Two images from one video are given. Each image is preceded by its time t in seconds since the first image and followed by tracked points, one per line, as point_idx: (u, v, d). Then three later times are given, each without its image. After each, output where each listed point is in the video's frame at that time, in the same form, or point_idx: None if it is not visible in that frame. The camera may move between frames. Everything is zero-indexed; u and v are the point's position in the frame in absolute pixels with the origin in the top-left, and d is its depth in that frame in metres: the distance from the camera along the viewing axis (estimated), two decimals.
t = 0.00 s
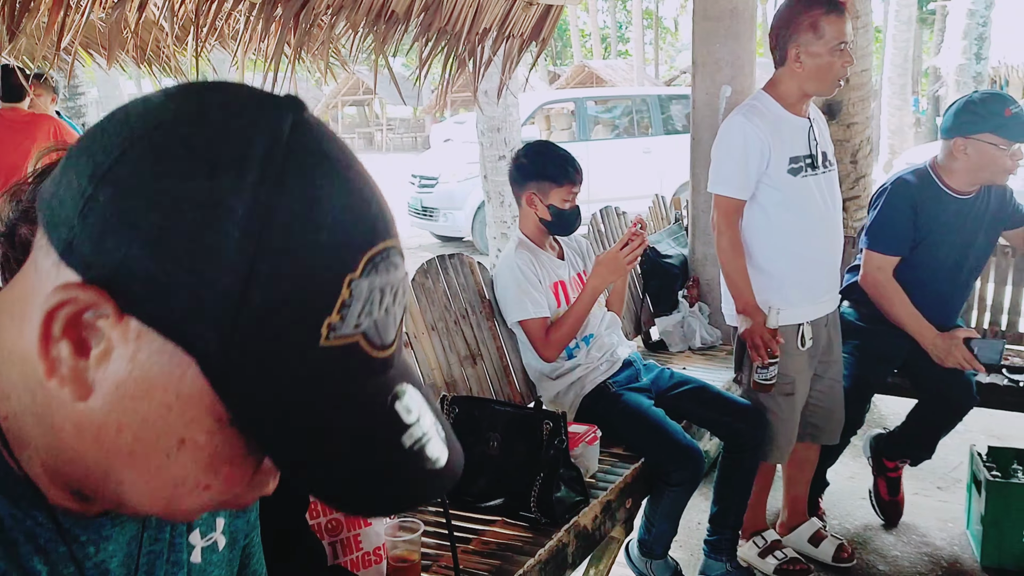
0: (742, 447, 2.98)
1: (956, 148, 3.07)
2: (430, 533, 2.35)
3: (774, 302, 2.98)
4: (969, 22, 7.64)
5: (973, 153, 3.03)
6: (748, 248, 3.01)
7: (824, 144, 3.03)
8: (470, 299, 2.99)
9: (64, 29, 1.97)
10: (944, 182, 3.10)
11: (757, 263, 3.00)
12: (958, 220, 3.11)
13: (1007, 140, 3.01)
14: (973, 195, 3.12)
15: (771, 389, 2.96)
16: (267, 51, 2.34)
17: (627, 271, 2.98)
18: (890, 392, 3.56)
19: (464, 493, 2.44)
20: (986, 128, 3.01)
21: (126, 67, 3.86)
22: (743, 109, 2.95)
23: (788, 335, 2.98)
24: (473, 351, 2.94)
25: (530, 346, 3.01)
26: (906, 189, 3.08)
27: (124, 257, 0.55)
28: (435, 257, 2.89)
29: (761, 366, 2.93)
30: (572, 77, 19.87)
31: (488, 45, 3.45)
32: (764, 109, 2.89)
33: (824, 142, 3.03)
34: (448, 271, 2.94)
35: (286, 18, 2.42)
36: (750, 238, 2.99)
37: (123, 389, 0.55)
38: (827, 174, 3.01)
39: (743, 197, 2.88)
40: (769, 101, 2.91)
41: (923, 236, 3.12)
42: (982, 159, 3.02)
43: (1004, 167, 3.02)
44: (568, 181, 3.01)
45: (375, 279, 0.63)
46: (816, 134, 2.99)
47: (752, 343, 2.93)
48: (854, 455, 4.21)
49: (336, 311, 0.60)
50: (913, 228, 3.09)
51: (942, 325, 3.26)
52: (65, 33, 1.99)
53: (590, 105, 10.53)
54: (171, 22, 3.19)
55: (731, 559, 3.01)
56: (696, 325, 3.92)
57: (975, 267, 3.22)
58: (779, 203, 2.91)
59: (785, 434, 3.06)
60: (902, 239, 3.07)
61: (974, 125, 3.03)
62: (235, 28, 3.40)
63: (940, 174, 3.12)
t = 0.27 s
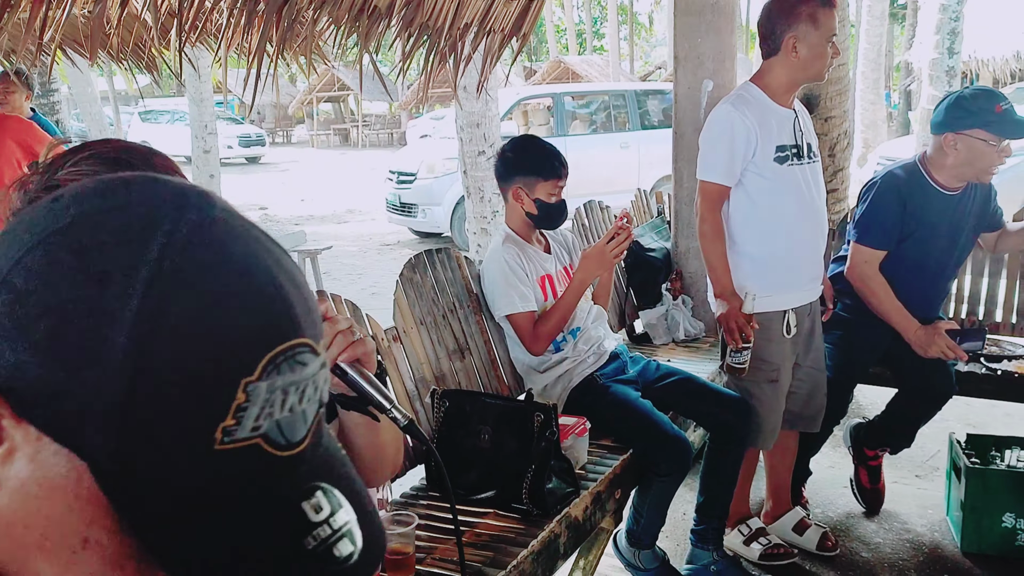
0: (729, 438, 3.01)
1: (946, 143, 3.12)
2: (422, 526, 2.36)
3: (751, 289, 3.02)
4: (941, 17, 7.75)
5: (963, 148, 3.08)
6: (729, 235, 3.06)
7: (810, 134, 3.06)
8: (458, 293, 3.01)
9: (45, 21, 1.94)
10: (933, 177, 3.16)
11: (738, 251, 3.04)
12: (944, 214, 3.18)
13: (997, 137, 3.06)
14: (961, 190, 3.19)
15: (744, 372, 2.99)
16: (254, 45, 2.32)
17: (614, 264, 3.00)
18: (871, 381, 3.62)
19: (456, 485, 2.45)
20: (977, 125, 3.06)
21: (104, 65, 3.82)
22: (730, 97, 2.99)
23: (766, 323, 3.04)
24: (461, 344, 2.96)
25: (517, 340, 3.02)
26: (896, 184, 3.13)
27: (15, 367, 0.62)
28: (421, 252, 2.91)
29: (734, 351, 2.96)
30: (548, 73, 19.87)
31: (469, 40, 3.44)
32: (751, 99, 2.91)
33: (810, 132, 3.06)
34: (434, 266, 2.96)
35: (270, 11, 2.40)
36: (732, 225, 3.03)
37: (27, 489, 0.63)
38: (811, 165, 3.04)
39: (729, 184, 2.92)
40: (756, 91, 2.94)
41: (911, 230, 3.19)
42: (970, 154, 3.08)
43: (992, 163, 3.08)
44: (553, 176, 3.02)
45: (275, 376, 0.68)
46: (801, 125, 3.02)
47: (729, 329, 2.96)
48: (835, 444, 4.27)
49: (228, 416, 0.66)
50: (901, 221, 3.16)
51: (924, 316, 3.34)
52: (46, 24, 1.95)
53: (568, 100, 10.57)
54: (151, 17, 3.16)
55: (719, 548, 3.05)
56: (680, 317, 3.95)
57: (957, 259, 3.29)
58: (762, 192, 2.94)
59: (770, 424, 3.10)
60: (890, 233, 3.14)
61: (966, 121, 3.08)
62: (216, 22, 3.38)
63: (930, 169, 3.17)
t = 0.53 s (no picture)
0: (719, 432, 3.03)
1: (929, 135, 3.17)
2: (417, 524, 2.36)
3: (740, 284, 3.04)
4: (922, 14, 7.80)
5: (946, 141, 3.13)
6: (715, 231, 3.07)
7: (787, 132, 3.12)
8: (448, 291, 3.01)
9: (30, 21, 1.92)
10: (916, 170, 3.21)
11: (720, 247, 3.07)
12: (929, 208, 3.21)
13: (979, 128, 3.10)
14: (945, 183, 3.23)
15: (729, 366, 3.01)
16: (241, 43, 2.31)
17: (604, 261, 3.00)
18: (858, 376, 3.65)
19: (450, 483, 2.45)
20: (958, 117, 3.11)
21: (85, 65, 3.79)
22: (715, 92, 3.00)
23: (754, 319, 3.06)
24: (452, 343, 2.97)
25: (508, 338, 3.02)
26: (880, 177, 3.18)
27: None
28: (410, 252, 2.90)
29: (722, 347, 2.97)
30: (530, 71, 19.83)
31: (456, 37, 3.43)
32: (735, 94, 2.95)
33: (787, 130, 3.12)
34: (424, 264, 2.97)
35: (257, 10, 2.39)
36: (719, 222, 3.04)
37: None
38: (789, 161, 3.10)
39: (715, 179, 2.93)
40: (740, 87, 2.98)
41: (897, 225, 3.22)
42: (952, 147, 3.13)
43: (973, 155, 3.13)
44: (543, 173, 3.03)
45: (117, 354, 1.16)
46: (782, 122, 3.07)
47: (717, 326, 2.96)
48: (822, 438, 4.31)
49: (68, 392, 1.13)
50: (886, 215, 3.19)
51: (910, 312, 3.38)
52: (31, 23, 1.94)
53: (552, 97, 10.52)
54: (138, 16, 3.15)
55: (710, 543, 3.06)
56: (669, 314, 3.97)
57: (943, 253, 3.33)
58: (748, 188, 2.97)
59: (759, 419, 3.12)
60: (875, 225, 3.18)
61: (947, 113, 3.12)
62: (202, 22, 3.36)
63: (913, 164, 3.22)
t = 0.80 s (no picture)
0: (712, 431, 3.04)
1: (917, 125, 3.20)
2: (414, 524, 2.36)
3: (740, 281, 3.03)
4: (910, 12, 7.83)
5: (932, 129, 3.16)
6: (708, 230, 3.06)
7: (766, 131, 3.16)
8: (441, 291, 3.01)
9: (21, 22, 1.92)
10: (903, 162, 3.24)
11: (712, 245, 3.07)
12: (919, 202, 3.23)
13: (965, 114, 3.13)
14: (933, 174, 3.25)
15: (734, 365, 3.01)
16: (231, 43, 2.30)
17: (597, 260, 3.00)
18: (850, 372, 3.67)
19: (445, 483, 2.44)
20: (944, 103, 3.14)
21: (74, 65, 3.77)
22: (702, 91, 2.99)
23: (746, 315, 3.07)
24: (446, 342, 2.96)
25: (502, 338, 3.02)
26: (866, 169, 3.21)
27: None
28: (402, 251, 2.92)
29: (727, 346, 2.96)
30: (518, 70, 19.80)
31: (446, 36, 3.44)
32: (721, 91, 2.95)
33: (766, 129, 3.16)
34: (417, 264, 2.97)
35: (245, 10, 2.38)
36: (713, 220, 3.04)
37: None
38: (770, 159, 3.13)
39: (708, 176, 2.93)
40: (725, 84, 2.98)
41: (883, 215, 3.25)
42: (939, 135, 3.16)
43: (960, 143, 3.16)
44: (536, 171, 3.02)
45: None
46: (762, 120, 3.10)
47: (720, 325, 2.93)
48: (814, 435, 4.33)
49: None
50: (873, 206, 3.21)
51: (898, 306, 3.39)
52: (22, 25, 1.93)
53: (540, 96, 10.55)
54: (128, 14, 3.13)
55: (705, 540, 3.06)
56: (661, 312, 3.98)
57: (931, 248, 3.35)
58: (740, 184, 2.98)
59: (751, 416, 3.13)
60: (863, 216, 3.20)
61: (934, 100, 3.15)
62: (192, 22, 3.35)
63: (900, 156, 3.26)
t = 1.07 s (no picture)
0: (706, 435, 3.02)
1: (926, 129, 3.20)
2: (407, 529, 2.33)
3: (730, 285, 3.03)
4: (900, 13, 7.86)
5: (940, 134, 3.16)
6: (698, 232, 3.05)
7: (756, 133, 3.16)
8: (433, 294, 3.00)
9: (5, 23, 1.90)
10: (908, 167, 3.25)
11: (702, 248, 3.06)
12: (917, 204, 3.24)
13: (977, 122, 3.13)
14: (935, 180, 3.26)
15: (723, 369, 2.98)
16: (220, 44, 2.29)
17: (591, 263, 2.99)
18: (844, 373, 3.67)
19: (438, 490, 2.42)
20: (956, 108, 3.13)
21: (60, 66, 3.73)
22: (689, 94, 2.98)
23: (739, 316, 3.09)
24: (438, 346, 2.95)
25: (494, 342, 3.00)
26: (870, 171, 3.21)
27: None
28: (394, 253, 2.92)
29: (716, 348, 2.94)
30: (508, 72, 19.79)
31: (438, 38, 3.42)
32: (709, 94, 2.95)
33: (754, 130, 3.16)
34: (409, 267, 2.96)
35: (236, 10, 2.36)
36: (703, 223, 3.03)
37: None
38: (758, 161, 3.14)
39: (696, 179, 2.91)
40: (712, 87, 2.98)
41: (883, 216, 3.25)
42: (948, 140, 3.15)
43: (968, 150, 3.16)
44: (529, 173, 3.00)
45: None
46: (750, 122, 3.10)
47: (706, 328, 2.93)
48: (807, 437, 4.33)
49: None
50: (875, 207, 3.21)
51: (893, 308, 3.40)
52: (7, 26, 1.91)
53: (531, 99, 10.56)
54: (116, 14, 3.10)
55: (699, 544, 3.05)
56: (654, 314, 3.98)
57: (927, 251, 3.36)
58: (729, 187, 2.98)
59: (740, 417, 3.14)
60: (865, 218, 3.19)
61: (945, 104, 3.14)
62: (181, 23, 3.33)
63: (904, 159, 3.27)
